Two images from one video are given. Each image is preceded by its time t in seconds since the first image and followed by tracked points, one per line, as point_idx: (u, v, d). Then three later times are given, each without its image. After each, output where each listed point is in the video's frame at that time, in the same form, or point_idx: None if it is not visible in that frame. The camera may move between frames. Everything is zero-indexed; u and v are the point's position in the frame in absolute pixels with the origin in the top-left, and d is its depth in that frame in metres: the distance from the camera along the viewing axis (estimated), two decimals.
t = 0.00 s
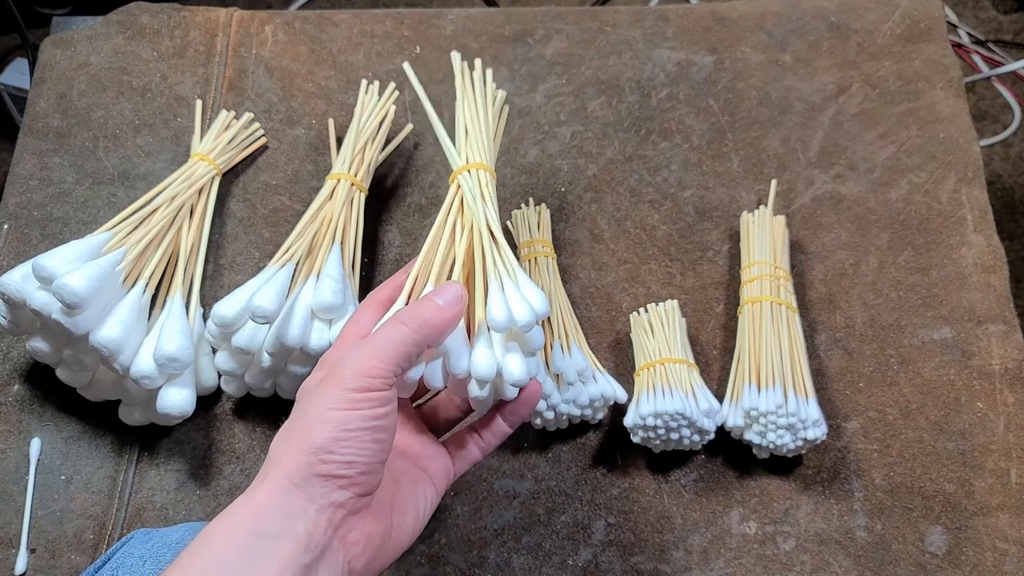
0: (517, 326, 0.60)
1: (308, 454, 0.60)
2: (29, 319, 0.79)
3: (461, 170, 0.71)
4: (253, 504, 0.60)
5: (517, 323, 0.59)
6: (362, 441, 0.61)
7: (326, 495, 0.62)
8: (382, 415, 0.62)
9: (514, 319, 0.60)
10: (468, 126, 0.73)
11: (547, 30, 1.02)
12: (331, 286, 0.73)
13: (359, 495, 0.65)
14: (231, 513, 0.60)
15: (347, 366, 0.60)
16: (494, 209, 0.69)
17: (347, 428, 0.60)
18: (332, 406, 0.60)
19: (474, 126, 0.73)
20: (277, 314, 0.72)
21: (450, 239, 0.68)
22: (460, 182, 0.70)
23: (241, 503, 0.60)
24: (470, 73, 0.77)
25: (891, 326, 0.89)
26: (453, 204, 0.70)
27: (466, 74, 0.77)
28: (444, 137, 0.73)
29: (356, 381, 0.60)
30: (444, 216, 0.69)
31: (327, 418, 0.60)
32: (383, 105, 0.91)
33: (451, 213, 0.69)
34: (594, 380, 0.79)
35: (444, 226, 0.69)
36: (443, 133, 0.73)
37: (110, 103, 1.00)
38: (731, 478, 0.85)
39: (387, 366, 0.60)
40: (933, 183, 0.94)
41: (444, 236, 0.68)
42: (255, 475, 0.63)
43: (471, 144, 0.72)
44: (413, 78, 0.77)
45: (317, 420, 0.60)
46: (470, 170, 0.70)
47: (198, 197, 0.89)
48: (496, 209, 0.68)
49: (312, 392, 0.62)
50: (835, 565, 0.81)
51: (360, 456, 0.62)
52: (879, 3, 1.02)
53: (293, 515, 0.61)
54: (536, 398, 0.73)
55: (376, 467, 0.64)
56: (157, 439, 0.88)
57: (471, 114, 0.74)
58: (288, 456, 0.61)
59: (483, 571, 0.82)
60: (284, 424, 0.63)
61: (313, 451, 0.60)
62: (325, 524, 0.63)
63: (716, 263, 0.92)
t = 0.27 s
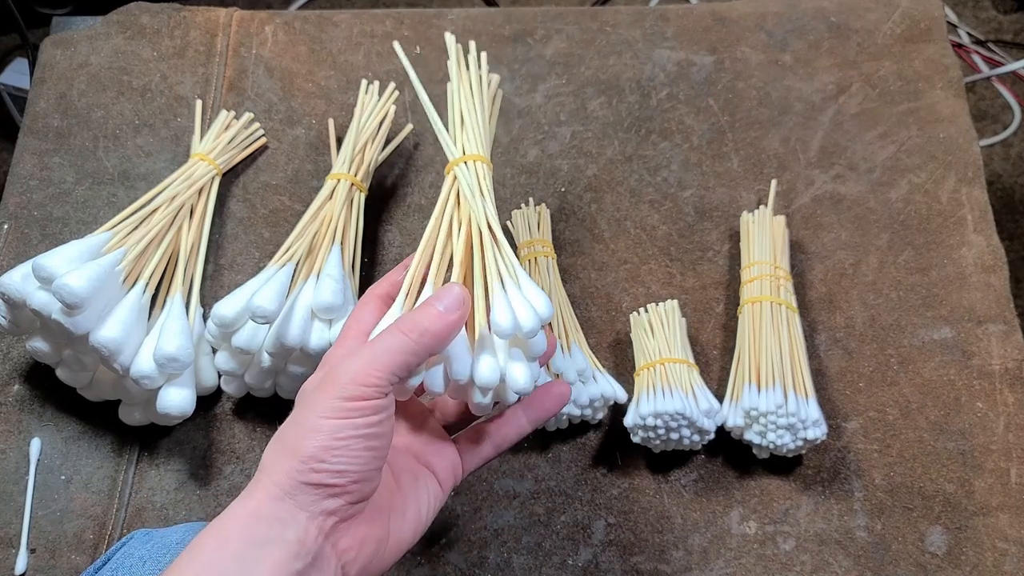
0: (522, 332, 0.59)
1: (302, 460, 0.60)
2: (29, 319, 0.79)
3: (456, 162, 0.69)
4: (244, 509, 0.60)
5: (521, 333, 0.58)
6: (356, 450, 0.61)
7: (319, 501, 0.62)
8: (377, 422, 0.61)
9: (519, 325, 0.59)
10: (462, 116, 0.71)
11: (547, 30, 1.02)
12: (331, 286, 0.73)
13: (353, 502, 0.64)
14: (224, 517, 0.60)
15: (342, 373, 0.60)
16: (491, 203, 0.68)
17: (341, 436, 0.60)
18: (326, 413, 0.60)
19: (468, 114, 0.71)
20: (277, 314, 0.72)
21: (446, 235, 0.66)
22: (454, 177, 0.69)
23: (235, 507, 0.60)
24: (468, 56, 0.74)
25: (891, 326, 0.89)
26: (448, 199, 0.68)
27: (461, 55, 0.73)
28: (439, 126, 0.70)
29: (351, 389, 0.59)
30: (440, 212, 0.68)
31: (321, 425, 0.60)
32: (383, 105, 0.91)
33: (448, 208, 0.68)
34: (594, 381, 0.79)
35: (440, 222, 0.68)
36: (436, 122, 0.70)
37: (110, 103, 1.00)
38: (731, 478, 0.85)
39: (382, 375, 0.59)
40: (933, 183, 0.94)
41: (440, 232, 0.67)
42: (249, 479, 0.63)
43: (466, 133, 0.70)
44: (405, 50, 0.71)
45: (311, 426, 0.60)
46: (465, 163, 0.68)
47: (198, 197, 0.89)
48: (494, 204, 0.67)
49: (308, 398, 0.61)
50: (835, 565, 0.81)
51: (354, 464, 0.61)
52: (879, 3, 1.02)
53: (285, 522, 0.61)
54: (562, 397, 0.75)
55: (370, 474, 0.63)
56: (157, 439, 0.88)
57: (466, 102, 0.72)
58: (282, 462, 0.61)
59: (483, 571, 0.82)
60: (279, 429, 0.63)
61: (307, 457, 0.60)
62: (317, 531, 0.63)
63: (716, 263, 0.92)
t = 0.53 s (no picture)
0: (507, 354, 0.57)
1: (299, 464, 0.60)
2: (29, 319, 0.79)
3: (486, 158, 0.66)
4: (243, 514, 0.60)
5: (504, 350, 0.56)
6: (352, 453, 0.61)
7: (316, 505, 0.62)
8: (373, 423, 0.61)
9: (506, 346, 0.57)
10: (508, 112, 0.68)
11: (547, 30, 1.02)
12: (331, 286, 0.73)
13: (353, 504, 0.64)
14: (223, 522, 0.60)
15: (335, 375, 0.59)
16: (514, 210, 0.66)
17: (337, 439, 0.60)
18: (322, 417, 0.59)
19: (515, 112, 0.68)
20: (277, 314, 0.72)
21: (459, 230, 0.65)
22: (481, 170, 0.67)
23: (234, 511, 0.60)
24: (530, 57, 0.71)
25: (891, 326, 0.89)
26: (469, 194, 0.66)
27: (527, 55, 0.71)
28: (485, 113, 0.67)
29: (345, 392, 0.59)
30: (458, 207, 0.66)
31: (317, 429, 0.60)
32: (383, 105, 0.91)
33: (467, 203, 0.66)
34: (594, 380, 0.79)
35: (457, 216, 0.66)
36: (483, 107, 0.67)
37: (110, 103, 1.00)
38: (731, 478, 0.85)
39: (375, 375, 0.58)
40: (933, 183, 0.94)
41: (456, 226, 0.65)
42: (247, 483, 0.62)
43: (508, 130, 0.67)
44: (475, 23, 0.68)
45: (307, 430, 0.60)
46: (498, 159, 0.66)
47: (198, 197, 0.89)
48: (510, 206, 0.65)
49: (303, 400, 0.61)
50: (835, 565, 0.81)
51: (351, 466, 0.61)
52: (879, 3, 1.02)
53: (283, 526, 0.61)
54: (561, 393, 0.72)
55: (368, 476, 0.63)
56: (157, 439, 0.88)
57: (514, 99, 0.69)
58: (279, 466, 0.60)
59: (483, 571, 0.82)
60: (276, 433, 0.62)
61: (304, 462, 0.60)
62: (316, 534, 0.63)
63: (716, 263, 0.92)
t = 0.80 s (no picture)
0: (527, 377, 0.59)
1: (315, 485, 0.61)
2: (29, 319, 0.79)
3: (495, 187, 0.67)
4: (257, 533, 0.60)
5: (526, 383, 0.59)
6: (369, 476, 0.61)
7: (331, 527, 0.62)
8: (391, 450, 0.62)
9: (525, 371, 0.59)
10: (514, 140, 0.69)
11: (547, 30, 1.02)
12: (332, 286, 0.73)
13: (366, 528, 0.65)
14: (236, 541, 0.60)
15: (358, 401, 0.60)
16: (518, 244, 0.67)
17: (356, 461, 0.61)
18: (341, 439, 0.61)
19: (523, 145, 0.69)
20: (278, 314, 0.72)
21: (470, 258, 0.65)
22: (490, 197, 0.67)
23: (247, 530, 0.61)
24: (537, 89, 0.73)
25: (891, 326, 0.89)
26: (480, 221, 0.67)
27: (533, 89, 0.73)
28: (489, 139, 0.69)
29: (368, 417, 0.60)
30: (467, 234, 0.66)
31: (335, 450, 0.61)
32: (383, 105, 0.91)
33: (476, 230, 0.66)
34: (594, 381, 0.79)
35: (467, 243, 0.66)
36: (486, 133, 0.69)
37: (110, 103, 1.00)
38: (731, 478, 0.85)
39: (399, 403, 0.60)
40: (933, 183, 0.94)
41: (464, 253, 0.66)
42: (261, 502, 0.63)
43: (515, 159, 0.68)
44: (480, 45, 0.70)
45: (326, 452, 0.61)
46: (506, 188, 0.67)
47: (198, 197, 0.89)
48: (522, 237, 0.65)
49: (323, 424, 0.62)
50: (835, 565, 0.81)
51: (367, 490, 0.62)
52: (879, 3, 1.02)
53: (296, 546, 0.61)
54: (559, 386, 0.74)
55: (383, 501, 0.64)
56: (157, 439, 0.88)
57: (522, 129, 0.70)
58: (295, 486, 0.61)
59: (483, 571, 0.82)
60: (292, 453, 0.63)
61: (321, 483, 0.61)
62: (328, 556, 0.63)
63: (716, 263, 0.92)
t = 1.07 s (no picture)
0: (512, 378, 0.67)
1: (341, 495, 0.62)
2: (28, 319, 0.79)
3: (455, 219, 0.79)
4: (286, 546, 0.61)
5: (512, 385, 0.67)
6: (394, 483, 0.63)
7: (359, 538, 0.63)
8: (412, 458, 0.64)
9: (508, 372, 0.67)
10: (469, 177, 0.82)
11: (547, 30, 1.02)
12: (332, 286, 0.74)
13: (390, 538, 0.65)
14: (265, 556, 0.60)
15: (378, 412, 0.63)
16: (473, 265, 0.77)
17: (380, 470, 0.62)
18: (363, 449, 0.62)
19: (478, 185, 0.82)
20: (277, 314, 0.72)
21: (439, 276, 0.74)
22: (451, 226, 0.78)
23: (275, 544, 0.61)
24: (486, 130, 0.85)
25: (891, 326, 0.89)
26: (444, 247, 0.77)
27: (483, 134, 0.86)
28: (450, 179, 0.80)
29: (389, 427, 0.62)
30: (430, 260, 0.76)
31: (358, 460, 0.62)
32: (383, 105, 0.91)
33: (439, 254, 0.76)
34: (594, 381, 0.79)
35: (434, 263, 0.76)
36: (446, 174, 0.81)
37: (111, 103, 1.00)
38: (731, 478, 0.85)
39: (419, 412, 0.63)
40: (933, 183, 0.94)
41: (430, 271, 0.75)
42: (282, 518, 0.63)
43: (474, 197, 0.81)
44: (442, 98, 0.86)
45: (349, 462, 0.62)
46: (467, 219, 0.78)
47: (198, 197, 0.89)
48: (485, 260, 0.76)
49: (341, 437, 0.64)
50: (835, 565, 0.81)
51: (392, 498, 0.63)
52: (879, 3, 1.02)
53: (327, 556, 0.61)
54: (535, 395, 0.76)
55: (406, 509, 0.65)
56: (157, 439, 0.88)
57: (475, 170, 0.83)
58: (320, 497, 0.62)
59: (483, 571, 0.82)
60: (311, 468, 0.64)
61: (347, 492, 0.62)
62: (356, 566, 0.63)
63: (716, 263, 0.92)
